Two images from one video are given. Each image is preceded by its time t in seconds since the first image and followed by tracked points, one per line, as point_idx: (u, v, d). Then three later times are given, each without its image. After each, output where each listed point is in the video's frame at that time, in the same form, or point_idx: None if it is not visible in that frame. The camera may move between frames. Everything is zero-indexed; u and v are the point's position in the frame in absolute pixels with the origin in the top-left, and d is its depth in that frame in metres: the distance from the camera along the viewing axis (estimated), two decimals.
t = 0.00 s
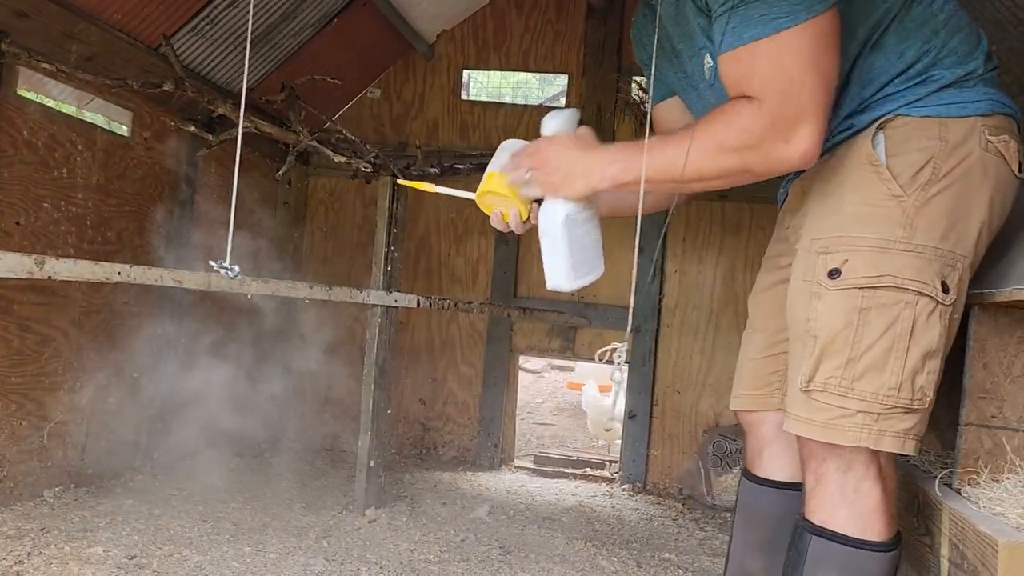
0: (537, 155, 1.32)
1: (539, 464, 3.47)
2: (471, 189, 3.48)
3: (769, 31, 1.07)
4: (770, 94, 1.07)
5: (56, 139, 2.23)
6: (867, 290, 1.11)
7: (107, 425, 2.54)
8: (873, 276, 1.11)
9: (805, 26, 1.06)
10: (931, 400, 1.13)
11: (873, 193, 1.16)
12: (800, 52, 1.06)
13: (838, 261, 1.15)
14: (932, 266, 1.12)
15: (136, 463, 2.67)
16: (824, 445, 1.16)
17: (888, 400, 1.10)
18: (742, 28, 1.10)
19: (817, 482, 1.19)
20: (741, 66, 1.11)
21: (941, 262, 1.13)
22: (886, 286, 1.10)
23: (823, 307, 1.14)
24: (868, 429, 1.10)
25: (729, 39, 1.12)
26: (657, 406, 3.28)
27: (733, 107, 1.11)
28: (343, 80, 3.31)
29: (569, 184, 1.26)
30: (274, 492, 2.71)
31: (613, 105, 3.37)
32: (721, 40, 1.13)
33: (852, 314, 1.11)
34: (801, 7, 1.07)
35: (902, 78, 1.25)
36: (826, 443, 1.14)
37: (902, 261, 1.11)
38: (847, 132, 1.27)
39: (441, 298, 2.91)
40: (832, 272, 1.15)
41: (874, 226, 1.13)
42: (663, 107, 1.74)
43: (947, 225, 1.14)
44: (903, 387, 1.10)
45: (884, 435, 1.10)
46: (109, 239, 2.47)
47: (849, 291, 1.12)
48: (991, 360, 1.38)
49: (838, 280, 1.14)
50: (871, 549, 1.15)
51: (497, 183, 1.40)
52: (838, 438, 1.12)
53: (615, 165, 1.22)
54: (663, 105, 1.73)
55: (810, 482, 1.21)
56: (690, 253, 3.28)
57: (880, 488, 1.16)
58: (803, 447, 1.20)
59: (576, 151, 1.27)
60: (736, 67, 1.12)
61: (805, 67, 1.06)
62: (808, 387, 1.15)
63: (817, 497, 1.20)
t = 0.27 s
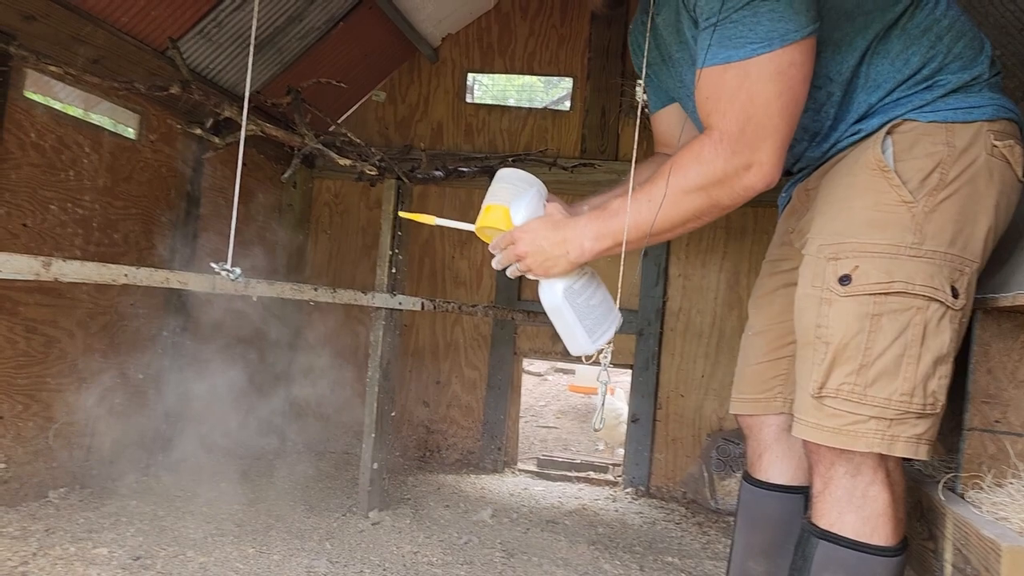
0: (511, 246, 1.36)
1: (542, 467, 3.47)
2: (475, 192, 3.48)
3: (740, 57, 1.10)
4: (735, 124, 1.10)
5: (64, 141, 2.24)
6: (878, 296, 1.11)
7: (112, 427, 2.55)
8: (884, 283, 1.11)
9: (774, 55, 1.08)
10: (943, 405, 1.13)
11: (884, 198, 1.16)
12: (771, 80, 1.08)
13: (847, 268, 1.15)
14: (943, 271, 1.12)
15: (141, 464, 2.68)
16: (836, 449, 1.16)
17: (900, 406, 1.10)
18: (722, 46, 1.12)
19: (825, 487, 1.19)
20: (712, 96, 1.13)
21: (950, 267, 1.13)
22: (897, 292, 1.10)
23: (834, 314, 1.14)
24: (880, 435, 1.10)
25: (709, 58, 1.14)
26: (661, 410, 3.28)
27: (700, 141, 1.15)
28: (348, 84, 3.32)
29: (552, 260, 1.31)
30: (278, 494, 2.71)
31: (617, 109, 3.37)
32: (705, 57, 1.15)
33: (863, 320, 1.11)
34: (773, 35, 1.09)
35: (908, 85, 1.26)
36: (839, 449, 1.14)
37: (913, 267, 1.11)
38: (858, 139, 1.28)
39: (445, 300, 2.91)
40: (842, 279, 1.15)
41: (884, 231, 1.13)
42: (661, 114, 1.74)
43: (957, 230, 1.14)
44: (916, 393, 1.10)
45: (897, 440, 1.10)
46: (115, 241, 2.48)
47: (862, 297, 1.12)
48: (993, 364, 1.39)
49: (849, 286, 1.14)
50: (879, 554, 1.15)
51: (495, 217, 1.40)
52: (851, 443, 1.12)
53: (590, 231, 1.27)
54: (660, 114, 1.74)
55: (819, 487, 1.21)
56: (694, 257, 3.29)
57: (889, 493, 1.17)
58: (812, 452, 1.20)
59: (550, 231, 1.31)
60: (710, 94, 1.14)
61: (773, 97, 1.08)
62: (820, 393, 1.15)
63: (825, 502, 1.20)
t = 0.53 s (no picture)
0: (520, 262, 1.36)
1: (545, 472, 3.47)
2: (478, 196, 3.49)
3: (740, 59, 1.10)
4: (737, 127, 1.10)
5: (68, 144, 2.25)
6: (881, 300, 1.11)
7: (115, 430, 2.55)
8: (887, 287, 1.11)
9: (773, 58, 1.08)
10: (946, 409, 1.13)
11: (886, 201, 1.16)
12: (771, 82, 1.08)
13: (850, 272, 1.15)
14: (945, 274, 1.12)
15: (144, 467, 2.68)
16: (839, 454, 1.15)
17: (904, 410, 1.09)
18: (721, 50, 1.12)
19: (826, 492, 1.19)
20: (712, 101, 1.14)
21: (953, 270, 1.13)
22: (900, 296, 1.10)
23: (837, 318, 1.14)
24: (885, 439, 1.10)
25: (709, 62, 1.14)
26: (664, 414, 3.28)
27: (703, 146, 1.15)
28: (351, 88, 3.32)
29: (563, 274, 1.32)
30: (281, 497, 2.71)
31: (620, 113, 3.38)
32: (704, 61, 1.15)
33: (866, 324, 1.11)
34: (771, 37, 1.09)
35: (908, 89, 1.26)
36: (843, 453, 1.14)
37: (916, 271, 1.11)
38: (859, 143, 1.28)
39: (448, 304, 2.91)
40: (845, 283, 1.15)
41: (887, 235, 1.13)
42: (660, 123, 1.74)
43: (960, 234, 1.15)
44: (920, 397, 1.10)
45: (901, 444, 1.10)
46: (120, 244, 2.49)
47: (865, 302, 1.12)
48: (997, 370, 1.40)
49: (852, 290, 1.14)
50: (881, 559, 1.15)
51: (493, 226, 1.44)
52: (855, 448, 1.12)
53: (599, 243, 1.27)
54: (660, 122, 1.74)
55: (820, 492, 1.21)
56: (697, 261, 3.29)
57: (891, 497, 1.16)
58: (813, 457, 1.20)
59: (559, 244, 1.31)
60: (710, 98, 1.14)
61: (775, 100, 1.08)
62: (823, 397, 1.15)
63: (826, 507, 1.20)
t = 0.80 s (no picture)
0: (520, 273, 1.35)
1: (546, 479, 3.46)
2: (480, 203, 3.50)
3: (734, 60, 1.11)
4: (733, 127, 1.11)
5: (71, 152, 2.26)
6: (878, 307, 1.11)
7: (116, 437, 2.55)
8: (884, 294, 1.11)
9: (766, 58, 1.09)
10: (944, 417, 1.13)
11: (882, 209, 1.16)
12: (765, 82, 1.09)
13: (847, 279, 1.15)
14: (943, 282, 1.12)
15: (145, 474, 2.68)
16: (838, 463, 1.15)
17: (902, 418, 1.09)
18: (715, 53, 1.14)
19: (826, 500, 1.19)
20: (707, 104, 1.15)
21: (951, 277, 1.13)
22: (897, 303, 1.10)
23: (834, 325, 1.14)
24: (883, 447, 1.10)
25: (704, 66, 1.15)
26: (665, 422, 3.27)
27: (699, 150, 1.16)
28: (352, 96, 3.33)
29: (561, 284, 1.31)
30: (282, 505, 2.71)
31: (622, 121, 3.39)
32: (700, 65, 1.16)
33: (863, 331, 1.11)
34: (765, 38, 1.10)
35: (905, 95, 1.26)
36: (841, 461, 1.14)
37: (913, 278, 1.11)
38: (855, 150, 1.28)
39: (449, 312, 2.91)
40: (842, 290, 1.15)
41: (885, 243, 1.13)
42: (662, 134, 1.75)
43: (958, 241, 1.15)
44: (917, 404, 1.09)
45: (899, 451, 1.10)
46: (121, 251, 2.49)
47: (862, 309, 1.12)
48: (998, 377, 1.41)
49: (849, 297, 1.14)
50: (881, 568, 1.14)
51: (496, 235, 1.45)
52: (854, 456, 1.12)
53: (597, 251, 1.26)
54: (662, 132, 1.74)
55: (819, 499, 1.20)
56: (699, 268, 3.29)
57: (890, 505, 1.16)
58: (813, 465, 1.20)
59: (558, 254, 1.31)
60: (706, 101, 1.15)
61: (769, 98, 1.09)
62: (821, 405, 1.15)
63: (826, 515, 1.20)
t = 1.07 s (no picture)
0: (523, 292, 1.35)
1: (545, 495, 3.44)
2: (478, 219, 3.50)
3: (729, 74, 1.12)
4: (731, 140, 1.11)
5: (70, 168, 2.26)
6: (874, 322, 1.11)
7: (113, 454, 2.54)
8: (880, 308, 1.11)
9: (761, 72, 1.10)
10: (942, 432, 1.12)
11: (878, 223, 1.16)
12: (761, 94, 1.10)
13: (843, 293, 1.15)
14: (940, 296, 1.12)
15: (142, 490, 2.67)
16: (836, 478, 1.15)
17: (899, 432, 1.09)
18: (710, 68, 1.14)
19: (826, 516, 1.18)
20: (705, 118, 1.15)
21: (948, 291, 1.13)
22: (893, 318, 1.10)
23: (831, 339, 1.14)
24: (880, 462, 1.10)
25: (700, 82, 1.16)
26: (665, 437, 3.26)
27: (698, 164, 1.16)
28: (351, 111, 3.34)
29: (566, 303, 1.31)
30: (280, 522, 2.70)
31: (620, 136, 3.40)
32: (696, 80, 1.17)
33: (859, 345, 1.11)
34: (760, 52, 1.11)
35: (900, 110, 1.26)
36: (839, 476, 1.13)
37: (909, 292, 1.11)
38: (850, 164, 1.28)
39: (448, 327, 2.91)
40: (838, 305, 1.15)
41: (881, 257, 1.13)
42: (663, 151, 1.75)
43: (955, 255, 1.15)
44: (914, 419, 1.09)
45: (896, 467, 1.10)
46: (120, 267, 2.49)
47: (858, 323, 1.12)
48: (997, 392, 1.42)
49: (845, 311, 1.14)
50: None
51: (502, 254, 1.44)
52: (851, 471, 1.11)
53: (602, 271, 1.27)
54: (664, 150, 1.74)
55: (819, 516, 1.20)
56: (697, 283, 3.29)
57: (890, 521, 1.16)
58: (813, 481, 1.20)
59: (562, 273, 1.31)
60: (704, 116, 1.16)
61: (767, 111, 1.09)
62: (817, 420, 1.14)
63: (826, 531, 1.19)
